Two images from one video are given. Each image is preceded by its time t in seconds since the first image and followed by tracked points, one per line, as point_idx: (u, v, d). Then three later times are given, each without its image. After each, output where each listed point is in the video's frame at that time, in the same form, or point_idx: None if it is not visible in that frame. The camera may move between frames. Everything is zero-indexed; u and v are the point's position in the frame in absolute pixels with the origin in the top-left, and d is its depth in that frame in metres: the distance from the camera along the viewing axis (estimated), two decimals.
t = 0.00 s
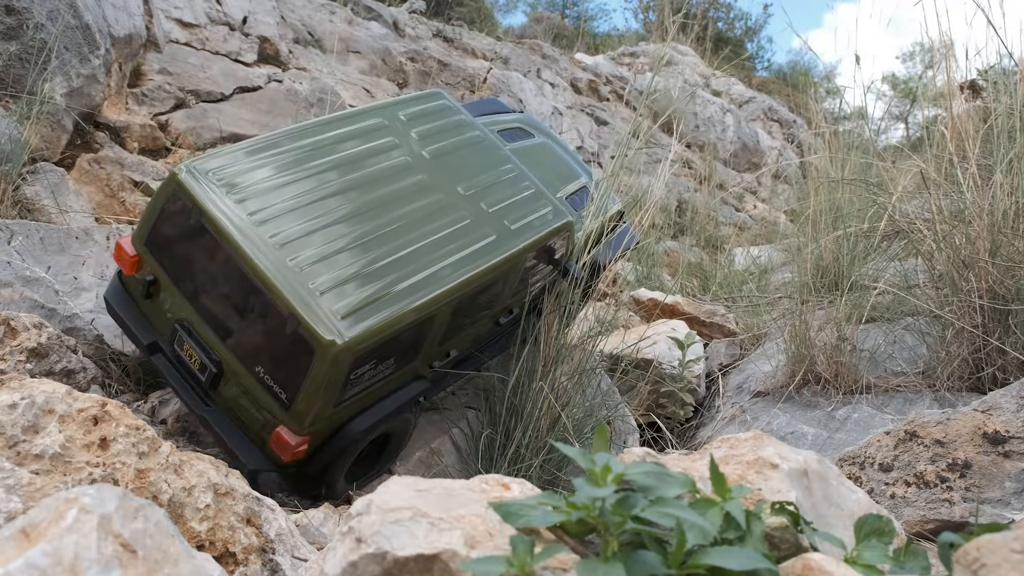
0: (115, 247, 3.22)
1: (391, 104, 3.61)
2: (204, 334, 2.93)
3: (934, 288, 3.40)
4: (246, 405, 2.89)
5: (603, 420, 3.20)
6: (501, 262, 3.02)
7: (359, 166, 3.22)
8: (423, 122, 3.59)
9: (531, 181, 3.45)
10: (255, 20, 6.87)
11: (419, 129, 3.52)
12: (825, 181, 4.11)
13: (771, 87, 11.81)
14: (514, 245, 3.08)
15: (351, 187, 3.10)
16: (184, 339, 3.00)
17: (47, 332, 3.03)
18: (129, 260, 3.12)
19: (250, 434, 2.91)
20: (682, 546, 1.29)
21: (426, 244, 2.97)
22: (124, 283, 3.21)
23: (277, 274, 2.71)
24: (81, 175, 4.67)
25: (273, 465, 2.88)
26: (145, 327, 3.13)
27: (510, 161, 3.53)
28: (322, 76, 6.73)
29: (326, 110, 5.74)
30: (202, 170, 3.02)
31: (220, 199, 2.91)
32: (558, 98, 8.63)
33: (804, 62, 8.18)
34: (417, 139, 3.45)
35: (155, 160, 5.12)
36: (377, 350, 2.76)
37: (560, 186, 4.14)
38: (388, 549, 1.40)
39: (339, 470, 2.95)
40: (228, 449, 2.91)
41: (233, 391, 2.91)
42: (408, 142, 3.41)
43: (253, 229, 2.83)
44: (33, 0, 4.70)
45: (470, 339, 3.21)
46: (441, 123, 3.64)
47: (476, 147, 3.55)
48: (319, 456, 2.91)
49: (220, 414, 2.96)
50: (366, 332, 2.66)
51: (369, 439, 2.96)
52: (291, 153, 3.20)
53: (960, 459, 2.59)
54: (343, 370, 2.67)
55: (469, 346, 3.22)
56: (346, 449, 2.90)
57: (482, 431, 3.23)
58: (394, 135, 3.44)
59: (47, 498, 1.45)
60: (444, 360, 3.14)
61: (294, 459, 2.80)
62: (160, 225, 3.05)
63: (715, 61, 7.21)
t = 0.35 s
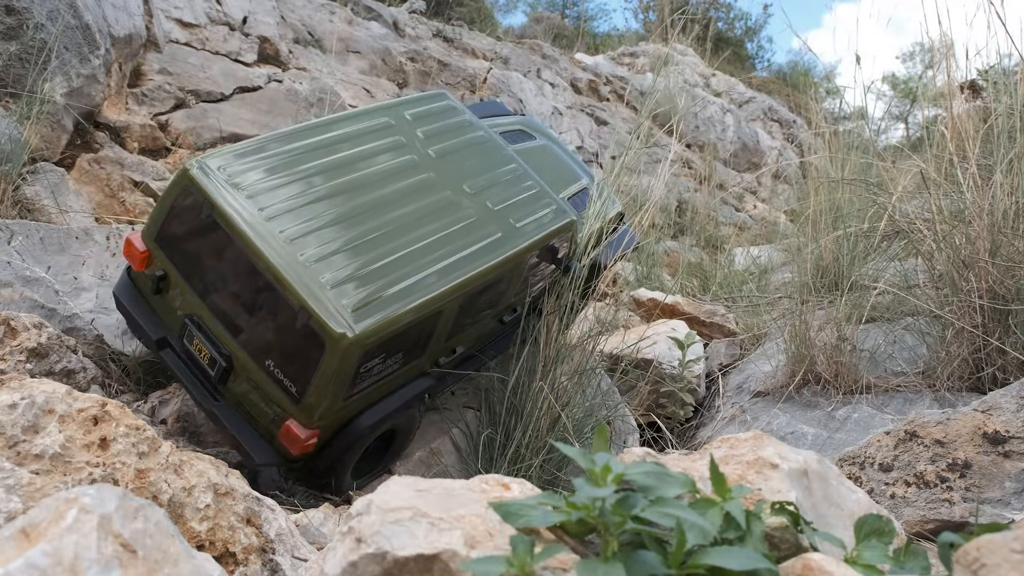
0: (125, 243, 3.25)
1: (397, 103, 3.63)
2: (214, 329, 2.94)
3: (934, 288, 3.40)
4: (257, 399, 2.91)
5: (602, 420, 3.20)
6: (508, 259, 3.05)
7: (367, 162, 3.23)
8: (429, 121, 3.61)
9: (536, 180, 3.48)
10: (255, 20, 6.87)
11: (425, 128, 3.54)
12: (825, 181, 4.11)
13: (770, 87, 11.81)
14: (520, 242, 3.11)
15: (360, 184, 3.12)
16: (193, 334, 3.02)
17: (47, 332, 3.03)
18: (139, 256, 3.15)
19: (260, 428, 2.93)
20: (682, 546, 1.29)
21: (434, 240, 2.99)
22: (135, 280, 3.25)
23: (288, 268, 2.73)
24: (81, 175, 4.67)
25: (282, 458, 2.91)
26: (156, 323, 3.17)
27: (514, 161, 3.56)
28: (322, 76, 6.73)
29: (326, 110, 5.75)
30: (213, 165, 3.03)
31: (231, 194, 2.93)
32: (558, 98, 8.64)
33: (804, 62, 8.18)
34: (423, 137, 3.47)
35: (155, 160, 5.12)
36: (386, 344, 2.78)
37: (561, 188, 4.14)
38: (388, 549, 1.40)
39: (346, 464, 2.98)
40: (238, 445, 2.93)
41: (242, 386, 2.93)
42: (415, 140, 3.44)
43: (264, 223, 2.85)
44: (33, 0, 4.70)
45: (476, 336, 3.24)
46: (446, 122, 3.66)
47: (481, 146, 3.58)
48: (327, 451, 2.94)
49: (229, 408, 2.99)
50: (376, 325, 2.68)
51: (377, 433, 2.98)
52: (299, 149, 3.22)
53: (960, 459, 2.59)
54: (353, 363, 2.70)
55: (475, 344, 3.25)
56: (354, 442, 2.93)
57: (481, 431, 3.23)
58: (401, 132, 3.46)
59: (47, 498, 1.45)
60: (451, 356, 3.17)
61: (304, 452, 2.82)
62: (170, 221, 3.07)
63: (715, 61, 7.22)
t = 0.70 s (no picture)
0: (135, 240, 3.29)
1: (404, 102, 3.67)
2: (225, 323, 2.98)
3: (934, 288, 3.41)
4: (267, 392, 2.94)
5: (602, 420, 3.20)
6: (513, 256, 3.10)
7: (375, 160, 3.28)
8: (435, 119, 3.65)
9: (539, 180, 3.53)
10: (255, 20, 6.87)
11: (431, 127, 3.58)
12: (825, 181, 4.11)
13: (771, 87, 11.81)
14: (525, 240, 3.16)
15: (369, 180, 3.16)
16: (203, 328, 3.05)
17: (47, 332, 3.03)
18: (149, 251, 3.19)
19: (270, 422, 2.96)
20: (682, 547, 1.29)
21: (441, 236, 3.04)
22: (145, 276, 3.29)
23: (299, 261, 2.76)
24: (81, 175, 4.67)
25: (291, 452, 2.94)
26: (166, 319, 3.21)
27: (519, 161, 3.61)
28: (322, 76, 6.73)
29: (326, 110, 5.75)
30: (225, 161, 3.06)
31: (243, 188, 2.96)
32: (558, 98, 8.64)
33: (805, 62, 8.18)
34: (430, 136, 3.52)
35: (155, 160, 5.12)
36: (395, 338, 2.82)
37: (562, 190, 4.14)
38: (387, 549, 1.40)
39: (354, 459, 3.01)
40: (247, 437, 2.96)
41: (252, 379, 2.97)
42: (422, 138, 3.48)
43: (276, 217, 2.89)
44: (33, 0, 4.70)
45: (481, 332, 3.28)
46: (452, 121, 3.70)
47: (486, 145, 3.62)
48: (336, 446, 2.98)
49: (239, 402, 3.02)
50: (386, 318, 2.72)
51: (385, 426, 3.02)
52: (309, 145, 3.25)
53: (960, 460, 2.59)
54: (363, 356, 2.74)
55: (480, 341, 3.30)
56: (362, 437, 2.96)
57: (481, 431, 3.23)
58: (408, 131, 3.50)
59: (47, 498, 1.45)
60: (456, 353, 3.21)
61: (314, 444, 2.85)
62: (181, 216, 3.11)
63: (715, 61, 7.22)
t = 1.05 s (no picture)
0: (144, 236, 3.31)
1: (409, 101, 3.70)
2: (234, 317, 3.00)
3: (934, 288, 3.40)
4: (277, 386, 2.96)
5: (602, 420, 3.19)
6: (519, 253, 3.14)
7: (382, 156, 3.30)
8: (440, 118, 3.68)
9: (542, 179, 3.58)
10: (255, 20, 6.87)
11: (436, 126, 3.61)
12: (825, 181, 4.11)
13: (770, 87, 11.81)
14: (530, 238, 3.20)
15: (376, 177, 3.19)
16: (212, 322, 3.07)
17: (47, 332, 3.03)
18: (159, 247, 3.20)
19: (279, 416, 2.99)
20: (682, 547, 1.29)
21: (449, 231, 3.07)
22: (154, 272, 3.30)
23: (310, 255, 2.79)
24: (81, 175, 4.67)
25: (299, 445, 2.97)
26: (175, 314, 3.23)
27: (522, 161, 3.64)
28: (322, 76, 6.73)
29: (326, 110, 5.75)
30: (235, 156, 3.09)
31: (254, 184, 2.99)
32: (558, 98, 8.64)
33: (805, 62, 8.18)
34: (435, 134, 3.55)
35: (155, 160, 5.12)
36: (403, 331, 2.85)
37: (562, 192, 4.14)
38: (388, 548, 1.40)
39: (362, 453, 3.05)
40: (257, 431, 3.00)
41: (261, 374, 3.00)
42: (428, 137, 3.51)
43: (286, 212, 2.92)
44: (33, 0, 4.70)
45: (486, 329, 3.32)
46: (456, 120, 3.73)
47: (490, 145, 3.65)
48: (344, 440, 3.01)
49: (248, 395, 3.05)
50: (396, 311, 2.75)
51: (392, 421, 3.04)
52: (317, 141, 3.28)
53: (960, 459, 2.59)
54: (373, 347, 2.76)
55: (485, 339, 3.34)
56: (370, 431, 2.99)
57: (482, 431, 3.22)
58: (415, 129, 3.53)
59: (47, 498, 1.45)
60: (462, 350, 3.24)
61: (323, 437, 2.87)
62: (191, 212, 3.13)
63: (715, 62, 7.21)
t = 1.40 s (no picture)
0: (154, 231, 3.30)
1: (413, 102, 3.75)
2: (247, 308, 3.02)
3: (934, 288, 3.40)
4: (289, 377, 2.99)
5: (602, 420, 3.20)
6: (524, 248, 3.20)
7: (388, 152, 3.35)
8: (443, 119, 3.74)
9: (541, 175, 3.67)
10: (255, 20, 6.87)
11: (439, 125, 3.67)
12: (825, 181, 4.11)
13: (771, 87, 11.81)
14: (533, 234, 3.27)
15: (384, 172, 3.23)
16: (224, 315, 3.08)
17: (47, 332, 3.03)
18: (170, 241, 3.19)
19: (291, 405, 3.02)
20: (682, 547, 1.29)
21: (455, 226, 3.13)
22: (163, 266, 3.30)
23: (322, 245, 2.82)
24: (81, 175, 4.67)
25: (310, 437, 3.03)
26: (185, 308, 3.23)
27: (523, 162, 3.71)
28: (322, 76, 6.73)
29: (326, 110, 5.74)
30: (245, 149, 3.11)
31: (265, 176, 3.01)
32: (558, 98, 8.64)
33: (806, 62, 8.18)
34: (439, 134, 3.61)
35: (155, 160, 5.12)
36: (413, 321, 2.90)
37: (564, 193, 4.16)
38: (388, 549, 1.40)
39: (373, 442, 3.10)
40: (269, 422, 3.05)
41: (273, 365, 3.02)
42: (432, 136, 3.56)
43: (298, 203, 2.95)
44: (33, 0, 4.70)
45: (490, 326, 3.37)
46: (458, 121, 3.79)
47: (491, 146, 3.72)
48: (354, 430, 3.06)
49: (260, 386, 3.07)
50: (407, 300, 2.80)
51: (400, 413, 3.10)
52: (325, 136, 3.31)
53: (960, 459, 2.59)
54: (385, 336, 2.80)
55: (489, 335, 3.40)
56: (380, 421, 3.03)
57: (482, 431, 3.22)
58: (419, 128, 3.58)
59: (47, 498, 1.46)
60: (467, 344, 3.29)
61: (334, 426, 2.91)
62: (202, 206, 3.13)
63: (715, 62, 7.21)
